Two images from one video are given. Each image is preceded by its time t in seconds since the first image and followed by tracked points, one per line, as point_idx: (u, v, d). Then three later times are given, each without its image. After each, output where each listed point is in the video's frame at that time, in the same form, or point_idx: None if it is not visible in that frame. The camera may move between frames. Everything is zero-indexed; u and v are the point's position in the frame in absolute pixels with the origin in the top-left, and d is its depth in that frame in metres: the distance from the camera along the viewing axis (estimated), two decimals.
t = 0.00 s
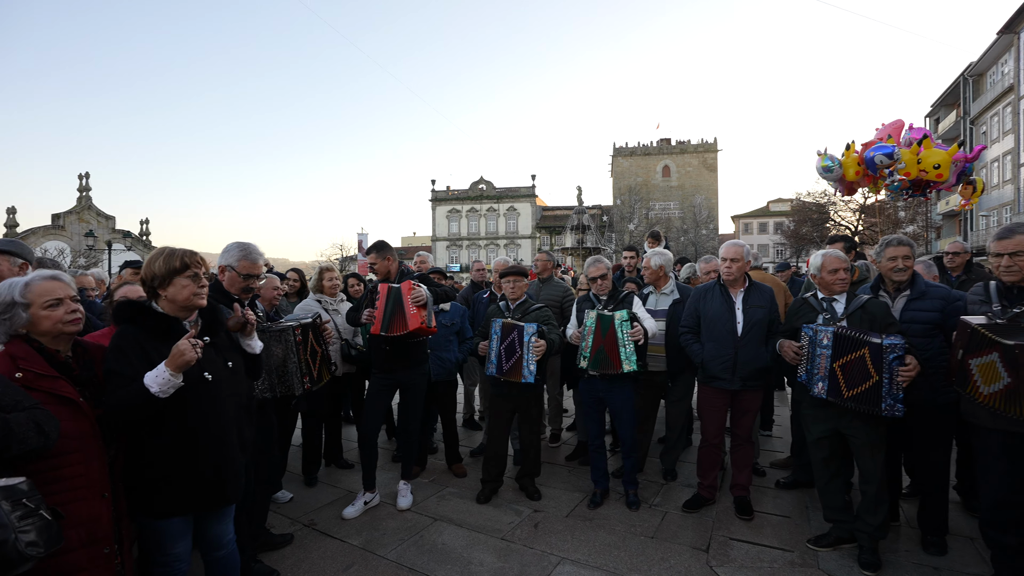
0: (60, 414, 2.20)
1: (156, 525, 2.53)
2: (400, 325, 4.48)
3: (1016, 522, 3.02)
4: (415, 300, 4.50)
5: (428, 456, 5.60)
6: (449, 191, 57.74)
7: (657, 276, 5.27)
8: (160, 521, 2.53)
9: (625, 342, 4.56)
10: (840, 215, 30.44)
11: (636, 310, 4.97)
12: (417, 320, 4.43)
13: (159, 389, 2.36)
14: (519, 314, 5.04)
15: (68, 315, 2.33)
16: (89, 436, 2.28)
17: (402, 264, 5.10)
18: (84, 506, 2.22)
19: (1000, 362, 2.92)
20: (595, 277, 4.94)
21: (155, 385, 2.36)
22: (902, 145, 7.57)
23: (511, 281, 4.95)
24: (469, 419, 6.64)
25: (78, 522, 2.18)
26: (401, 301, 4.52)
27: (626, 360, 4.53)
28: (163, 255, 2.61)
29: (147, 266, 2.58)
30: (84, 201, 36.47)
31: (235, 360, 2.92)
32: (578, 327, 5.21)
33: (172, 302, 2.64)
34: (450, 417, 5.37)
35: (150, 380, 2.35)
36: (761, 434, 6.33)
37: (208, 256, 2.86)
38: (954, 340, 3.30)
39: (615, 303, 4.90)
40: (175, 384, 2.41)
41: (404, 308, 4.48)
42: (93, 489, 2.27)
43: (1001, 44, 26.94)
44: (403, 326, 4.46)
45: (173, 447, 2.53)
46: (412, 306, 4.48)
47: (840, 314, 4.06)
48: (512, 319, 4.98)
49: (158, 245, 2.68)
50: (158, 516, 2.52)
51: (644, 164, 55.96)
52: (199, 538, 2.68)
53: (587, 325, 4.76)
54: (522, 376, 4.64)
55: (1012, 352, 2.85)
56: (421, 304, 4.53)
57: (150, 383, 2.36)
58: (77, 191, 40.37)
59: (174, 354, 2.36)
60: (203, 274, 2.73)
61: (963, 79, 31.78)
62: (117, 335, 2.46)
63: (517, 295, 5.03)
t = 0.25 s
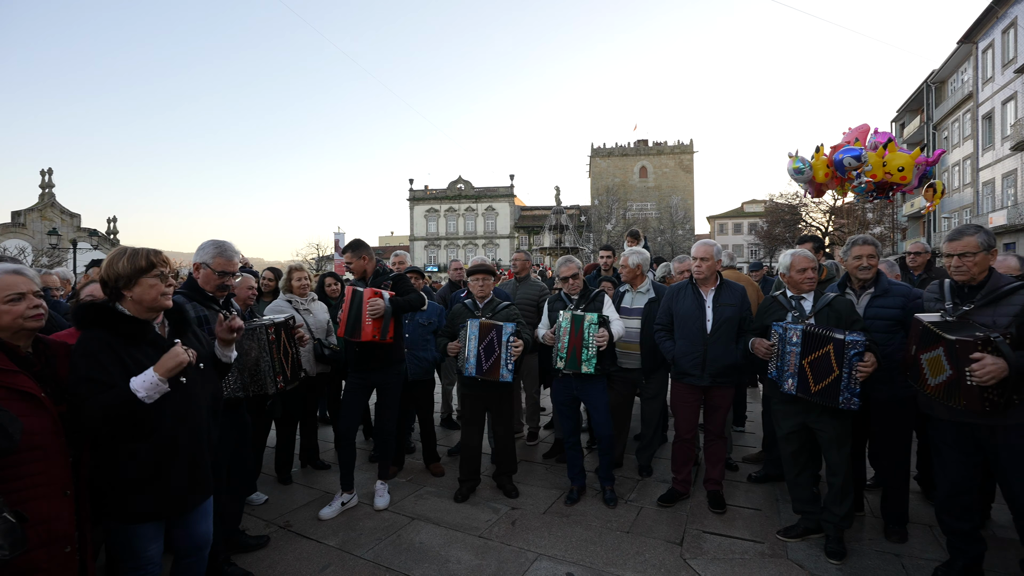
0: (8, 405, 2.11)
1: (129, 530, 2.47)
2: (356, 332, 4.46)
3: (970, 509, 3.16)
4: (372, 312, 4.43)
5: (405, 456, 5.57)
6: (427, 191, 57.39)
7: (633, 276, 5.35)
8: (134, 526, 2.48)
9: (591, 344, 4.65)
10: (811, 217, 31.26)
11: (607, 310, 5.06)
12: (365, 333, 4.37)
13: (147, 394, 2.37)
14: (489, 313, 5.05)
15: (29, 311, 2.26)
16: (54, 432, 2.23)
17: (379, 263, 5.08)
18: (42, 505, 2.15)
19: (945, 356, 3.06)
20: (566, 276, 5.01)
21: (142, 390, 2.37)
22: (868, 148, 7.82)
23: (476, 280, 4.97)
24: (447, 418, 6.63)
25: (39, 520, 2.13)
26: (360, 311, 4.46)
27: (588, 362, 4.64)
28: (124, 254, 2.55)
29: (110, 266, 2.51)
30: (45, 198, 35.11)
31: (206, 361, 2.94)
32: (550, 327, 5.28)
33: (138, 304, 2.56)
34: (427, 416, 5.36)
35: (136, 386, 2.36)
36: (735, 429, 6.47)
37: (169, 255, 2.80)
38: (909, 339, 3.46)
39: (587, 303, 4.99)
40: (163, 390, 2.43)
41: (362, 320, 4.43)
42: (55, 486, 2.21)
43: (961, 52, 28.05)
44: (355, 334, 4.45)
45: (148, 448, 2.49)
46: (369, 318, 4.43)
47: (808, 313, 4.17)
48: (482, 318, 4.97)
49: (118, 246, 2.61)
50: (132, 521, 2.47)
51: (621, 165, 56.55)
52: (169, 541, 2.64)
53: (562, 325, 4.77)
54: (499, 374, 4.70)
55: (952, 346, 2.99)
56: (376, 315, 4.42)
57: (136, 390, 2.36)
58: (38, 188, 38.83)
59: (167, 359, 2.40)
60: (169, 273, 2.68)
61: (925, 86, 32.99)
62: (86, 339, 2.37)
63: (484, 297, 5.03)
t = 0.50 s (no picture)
0: None
1: (108, 532, 2.44)
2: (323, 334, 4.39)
3: (928, 498, 3.30)
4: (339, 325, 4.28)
5: (383, 456, 5.54)
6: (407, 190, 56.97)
7: (608, 274, 5.39)
8: (112, 528, 2.45)
9: (570, 348, 4.72)
10: (785, 218, 31.96)
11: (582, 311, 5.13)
12: (326, 342, 4.29)
13: (134, 365, 2.37)
14: (461, 313, 5.06)
15: None
16: (16, 438, 2.16)
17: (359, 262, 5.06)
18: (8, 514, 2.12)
19: (907, 350, 3.20)
20: (543, 275, 5.08)
21: (128, 363, 2.37)
22: (838, 152, 8.04)
23: (447, 280, 4.96)
24: (426, 418, 6.62)
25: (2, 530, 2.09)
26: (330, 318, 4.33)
27: (564, 363, 4.70)
28: (103, 252, 2.49)
29: (86, 264, 2.44)
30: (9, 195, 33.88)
31: (184, 355, 2.94)
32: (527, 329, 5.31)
33: (113, 302, 2.52)
34: (406, 415, 5.35)
35: (123, 360, 2.36)
36: (710, 426, 6.61)
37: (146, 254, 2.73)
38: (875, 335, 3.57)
39: (565, 302, 5.04)
40: (148, 361, 2.43)
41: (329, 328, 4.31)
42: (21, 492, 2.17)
43: (927, 60, 29.01)
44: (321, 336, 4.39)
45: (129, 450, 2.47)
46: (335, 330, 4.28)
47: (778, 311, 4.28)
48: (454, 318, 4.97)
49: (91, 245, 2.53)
50: (111, 523, 2.44)
51: (601, 166, 56.99)
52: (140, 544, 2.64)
53: (543, 323, 4.82)
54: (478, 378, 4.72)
55: (919, 343, 3.09)
56: (342, 331, 4.30)
57: (123, 362, 2.36)
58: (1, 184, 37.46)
59: (148, 330, 2.39)
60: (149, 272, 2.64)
61: (894, 92, 34.02)
62: (65, 331, 2.37)
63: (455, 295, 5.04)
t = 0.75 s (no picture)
0: None
1: (67, 537, 2.36)
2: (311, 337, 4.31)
3: (891, 489, 3.42)
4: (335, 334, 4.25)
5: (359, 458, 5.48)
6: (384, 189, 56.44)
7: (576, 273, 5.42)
8: (72, 532, 2.37)
9: (552, 350, 4.74)
10: (758, 220, 32.69)
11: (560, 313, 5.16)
12: (316, 348, 4.24)
13: (116, 362, 2.36)
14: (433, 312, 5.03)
15: None
16: None
17: (336, 261, 4.95)
18: None
19: (873, 348, 3.30)
20: (526, 273, 5.06)
21: (111, 359, 2.36)
22: (808, 155, 8.28)
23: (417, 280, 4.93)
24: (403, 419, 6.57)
25: None
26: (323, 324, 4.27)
27: (544, 364, 4.73)
28: (73, 249, 2.44)
29: (57, 260, 2.39)
30: None
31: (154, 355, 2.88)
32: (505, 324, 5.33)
33: (86, 297, 2.47)
34: (382, 416, 5.30)
35: (104, 356, 2.35)
36: (685, 424, 6.72)
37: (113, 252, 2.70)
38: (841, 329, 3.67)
39: (545, 303, 5.04)
40: (129, 360, 2.43)
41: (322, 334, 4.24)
42: None
43: (890, 68, 30.07)
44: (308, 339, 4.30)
45: (95, 451, 2.40)
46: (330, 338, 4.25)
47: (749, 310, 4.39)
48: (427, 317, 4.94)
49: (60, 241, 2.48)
50: (72, 526, 2.36)
51: (579, 167, 57.41)
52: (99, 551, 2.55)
53: (524, 321, 4.81)
54: (460, 379, 4.72)
55: (885, 343, 3.19)
56: (333, 343, 4.28)
57: (105, 358, 2.35)
58: None
59: (133, 328, 2.41)
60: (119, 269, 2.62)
61: (860, 98, 35.15)
62: (35, 323, 2.32)
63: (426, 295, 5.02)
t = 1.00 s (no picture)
0: None
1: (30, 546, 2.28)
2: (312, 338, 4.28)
3: (857, 481, 3.54)
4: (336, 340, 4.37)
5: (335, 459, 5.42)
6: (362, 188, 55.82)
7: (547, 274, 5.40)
8: (36, 541, 2.29)
9: (542, 356, 4.79)
10: (733, 221, 33.32)
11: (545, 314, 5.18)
12: (321, 351, 4.28)
13: (86, 366, 2.29)
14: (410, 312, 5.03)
15: None
16: None
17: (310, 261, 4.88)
18: None
19: (844, 348, 3.40)
20: (514, 273, 5.02)
21: (82, 363, 2.29)
22: (779, 158, 8.50)
23: (391, 281, 4.88)
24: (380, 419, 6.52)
25: None
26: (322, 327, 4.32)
27: (534, 369, 4.76)
28: (43, 248, 2.38)
29: (24, 258, 2.32)
30: None
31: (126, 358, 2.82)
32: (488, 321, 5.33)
33: (57, 297, 2.40)
34: (359, 416, 5.26)
35: (75, 359, 2.27)
36: (660, 421, 6.83)
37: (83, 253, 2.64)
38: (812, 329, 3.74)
39: (529, 304, 5.06)
40: (100, 365, 2.36)
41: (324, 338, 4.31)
42: None
43: (859, 75, 31.02)
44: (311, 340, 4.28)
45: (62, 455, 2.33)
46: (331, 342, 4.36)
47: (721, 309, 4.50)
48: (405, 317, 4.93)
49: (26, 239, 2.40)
50: (37, 534, 2.28)
51: (558, 167, 57.67)
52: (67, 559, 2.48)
53: (513, 322, 4.73)
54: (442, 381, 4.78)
55: (859, 344, 3.29)
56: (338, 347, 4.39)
57: (76, 362, 2.28)
58: None
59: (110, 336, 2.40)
60: (90, 269, 2.57)
61: (829, 103, 36.18)
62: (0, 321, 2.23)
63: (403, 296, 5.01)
